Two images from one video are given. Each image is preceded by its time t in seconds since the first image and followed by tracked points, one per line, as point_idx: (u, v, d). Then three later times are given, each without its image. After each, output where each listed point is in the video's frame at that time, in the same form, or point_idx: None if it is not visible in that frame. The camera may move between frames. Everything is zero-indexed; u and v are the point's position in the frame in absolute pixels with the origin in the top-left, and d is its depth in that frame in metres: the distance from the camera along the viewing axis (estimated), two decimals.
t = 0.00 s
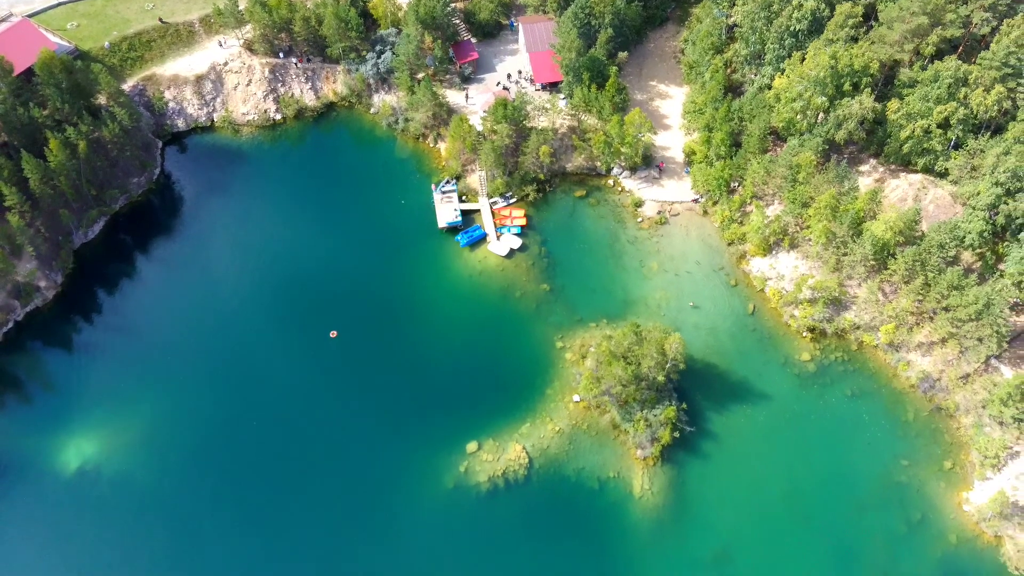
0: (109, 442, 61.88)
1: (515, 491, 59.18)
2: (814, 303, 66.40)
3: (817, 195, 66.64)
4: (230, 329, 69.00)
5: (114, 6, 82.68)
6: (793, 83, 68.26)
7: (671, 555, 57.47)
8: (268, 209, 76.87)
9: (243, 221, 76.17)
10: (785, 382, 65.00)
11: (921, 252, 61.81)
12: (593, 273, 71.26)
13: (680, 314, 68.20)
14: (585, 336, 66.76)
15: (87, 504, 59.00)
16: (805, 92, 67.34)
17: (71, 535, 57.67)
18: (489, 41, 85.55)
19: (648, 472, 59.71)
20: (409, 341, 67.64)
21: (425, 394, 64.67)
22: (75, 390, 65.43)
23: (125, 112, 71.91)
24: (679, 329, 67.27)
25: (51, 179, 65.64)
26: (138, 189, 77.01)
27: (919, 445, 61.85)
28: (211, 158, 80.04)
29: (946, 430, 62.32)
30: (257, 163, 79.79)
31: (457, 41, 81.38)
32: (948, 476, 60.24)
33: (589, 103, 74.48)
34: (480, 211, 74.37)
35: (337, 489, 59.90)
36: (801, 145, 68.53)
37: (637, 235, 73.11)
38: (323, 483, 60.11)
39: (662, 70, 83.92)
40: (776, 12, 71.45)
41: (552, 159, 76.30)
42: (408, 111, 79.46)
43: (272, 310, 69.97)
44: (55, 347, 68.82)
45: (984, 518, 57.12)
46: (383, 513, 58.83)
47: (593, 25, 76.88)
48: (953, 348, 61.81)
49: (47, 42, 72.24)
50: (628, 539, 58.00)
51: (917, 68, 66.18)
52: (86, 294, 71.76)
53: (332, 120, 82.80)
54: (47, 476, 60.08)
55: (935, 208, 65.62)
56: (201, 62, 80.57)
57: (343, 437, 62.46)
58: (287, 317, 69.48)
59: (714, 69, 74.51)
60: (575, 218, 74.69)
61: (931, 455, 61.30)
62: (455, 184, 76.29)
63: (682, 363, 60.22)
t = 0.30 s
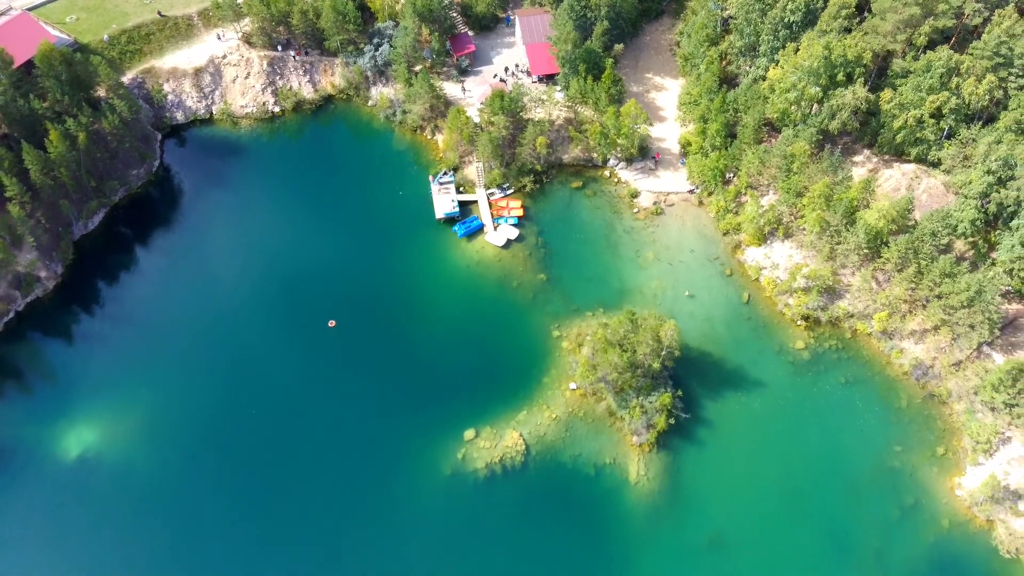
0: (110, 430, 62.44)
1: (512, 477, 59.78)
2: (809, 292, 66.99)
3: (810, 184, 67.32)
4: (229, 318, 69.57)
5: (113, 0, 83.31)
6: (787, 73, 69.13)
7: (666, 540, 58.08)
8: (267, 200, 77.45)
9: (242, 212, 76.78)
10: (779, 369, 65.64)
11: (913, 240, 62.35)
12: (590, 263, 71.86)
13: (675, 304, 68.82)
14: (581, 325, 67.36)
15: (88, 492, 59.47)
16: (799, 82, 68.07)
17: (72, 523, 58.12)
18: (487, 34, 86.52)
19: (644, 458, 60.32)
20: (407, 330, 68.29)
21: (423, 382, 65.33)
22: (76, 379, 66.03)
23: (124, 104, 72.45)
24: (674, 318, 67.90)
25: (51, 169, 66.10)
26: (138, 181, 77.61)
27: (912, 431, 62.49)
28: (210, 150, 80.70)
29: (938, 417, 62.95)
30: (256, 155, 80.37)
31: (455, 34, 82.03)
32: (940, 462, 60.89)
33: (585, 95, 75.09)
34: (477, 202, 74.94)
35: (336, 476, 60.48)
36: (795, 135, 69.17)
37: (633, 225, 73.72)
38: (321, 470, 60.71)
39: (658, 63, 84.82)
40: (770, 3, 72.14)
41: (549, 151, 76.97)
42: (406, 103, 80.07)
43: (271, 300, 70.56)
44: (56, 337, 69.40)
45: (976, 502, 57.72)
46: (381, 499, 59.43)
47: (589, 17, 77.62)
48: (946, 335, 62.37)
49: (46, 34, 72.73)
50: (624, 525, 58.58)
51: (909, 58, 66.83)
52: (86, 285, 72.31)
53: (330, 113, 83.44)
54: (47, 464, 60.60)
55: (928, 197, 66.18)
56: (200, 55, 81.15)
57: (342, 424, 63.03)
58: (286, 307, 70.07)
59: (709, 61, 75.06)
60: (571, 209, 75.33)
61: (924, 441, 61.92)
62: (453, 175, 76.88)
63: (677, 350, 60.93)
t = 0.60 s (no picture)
0: (110, 418, 63.01)
1: (509, 463, 60.34)
2: (803, 281, 67.66)
3: (805, 173, 67.96)
4: (227, 308, 70.17)
5: None
6: (781, 64, 69.62)
7: (662, 525, 58.65)
8: (265, 192, 78.08)
9: (240, 204, 77.41)
10: (774, 357, 66.30)
11: (907, 229, 62.89)
12: (586, 253, 72.46)
13: (671, 293, 69.43)
14: (578, 315, 67.97)
15: (89, 480, 59.90)
16: (793, 73, 68.89)
17: (72, 509, 58.53)
18: (484, 28, 87.41)
19: (640, 445, 60.91)
20: (405, 320, 68.93)
21: (420, 370, 66.05)
22: (77, 368, 66.57)
23: (124, 96, 73.07)
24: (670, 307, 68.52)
25: (51, 161, 66.66)
26: (137, 173, 78.26)
27: (906, 418, 63.09)
28: (209, 143, 81.31)
29: (932, 404, 63.51)
30: (254, 147, 81.07)
31: (452, 27, 82.58)
32: (934, 448, 61.47)
33: (581, 87, 75.84)
34: (475, 193, 75.62)
35: (335, 464, 61.01)
36: (789, 126, 69.88)
37: (629, 216, 74.34)
38: (320, 458, 61.23)
39: (654, 56, 85.69)
40: None
41: (546, 142, 77.80)
42: (403, 96, 80.73)
43: (269, 290, 71.16)
44: (57, 327, 70.01)
45: (969, 487, 58.34)
46: (380, 486, 59.98)
47: (585, 10, 78.36)
48: (939, 322, 62.96)
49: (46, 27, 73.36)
50: (620, 511, 59.16)
51: (902, 49, 67.51)
52: (86, 276, 72.94)
53: (328, 106, 84.17)
54: (48, 451, 61.14)
55: (921, 186, 66.84)
56: (199, 48, 81.80)
57: (340, 412, 63.60)
58: (284, 296, 70.71)
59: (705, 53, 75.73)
60: (568, 200, 76.03)
61: (918, 428, 62.54)
62: (450, 167, 77.58)
63: (673, 338, 61.60)
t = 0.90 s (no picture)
0: (110, 407, 63.54)
1: (506, 450, 60.92)
2: (797, 270, 68.29)
3: (799, 163, 68.57)
4: (226, 298, 70.69)
5: None
6: (776, 55, 70.27)
7: (658, 510, 59.24)
8: (263, 184, 78.63)
9: (239, 196, 77.95)
10: (769, 345, 66.91)
11: (900, 217, 63.54)
12: (582, 243, 73.06)
13: (667, 282, 70.01)
14: (574, 304, 68.54)
15: (90, 467, 60.47)
16: (788, 64, 69.25)
17: (73, 496, 59.07)
18: (481, 21, 88.23)
19: (636, 431, 61.50)
20: (403, 310, 69.57)
21: (418, 359, 66.71)
22: (77, 357, 67.17)
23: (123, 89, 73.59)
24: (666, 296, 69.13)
25: (52, 153, 67.18)
26: (136, 165, 78.79)
27: (899, 405, 63.72)
28: (208, 136, 81.85)
29: (925, 390, 64.16)
30: (253, 140, 81.71)
31: (449, 20, 83.39)
32: (927, 434, 62.12)
33: (578, 78, 76.55)
34: (472, 184, 76.23)
35: (333, 451, 61.60)
36: (783, 117, 70.56)
37: (625, 207, 74.98)
38: (319, 445, 61.85)
39: (650, 49, 86.52)
40: None
41: (543, 134, 78.45)
42: (401, 89, 81.39)
43: (268, 280, 71.72)
44: (57, 317, 70.57)
45: (961, 472, 59.00)
46: (378, 472, 60.59)
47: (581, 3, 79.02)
48: (932, 310, 63.50)
49: (46, 20, 74.03)
50: (616, 496, 59.77)
51: (896, 40, 68.11)
52: (86, 267, 73.52)
53: (326, 99, 84.79)
54: (49, 440, 61.73)
55: (914, 176, 67.52)
56: (198, 42, 82.49)
57: (339, 400, 64.25)
58: (283, 286, 71.30)
59: (700, 45, 76.22)
60: (565, 191, 76.64)
61: (911, 414, 63.17)
62: (448, 158, 78.12)
63: (668, 325, 62.34)
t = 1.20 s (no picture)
0: (110, 396, 63.99)
1: (504, 437, 61.46)
2: (793, 260, 68.89)
3: (795, 154, 69.11)
4: (226, 289, 71.22)
5: None
6: (771, 47, 70.85)
7: (654, 497, 59.79)
8: (262, 176, 79.23)
9: (238, 188, 78.52)
10: (764, 334, 67.50)
11: (893, 207, 64.09)
12: (579, 234, 73.67)
13: (663, 273, 70.62)
14: (571, 294, 69.11)
15: (90, 454, 60.87)
16: (783, 55, 70.01)
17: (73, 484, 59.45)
18: (478, 15, 89.13)
19: (632, 419, 62.06)
20: (401, 300, 70.18)
21: (416, 348, 67.29)
22: (78, 347, 67.69)
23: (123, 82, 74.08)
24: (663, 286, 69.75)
25: (52, 145, 67.64)
26: (136, 157, 79.31)
27: (893, 392, 64.28)
28: (207, 129, 82.54)
29: (919, 378, 64.74)
30: (252, 133, 82.49)
31: (447, 14, 84.29)
32: (920, 422, 62.68)
33: (575, 71, 77.31)
34: (470, 176, 76.83)
35: (332, 440, 62.10)
36: (778, 108, 71.16)
37: (622, 198, 75.64)
38: (318, 433, 62.41)
39: (647, 42, 87.36)
40: None
41: (540, 126, 79.12)
42: (399, 81, 82.02)
43: (267, 271, 72.27)
44: (58, 308, 71.06)
45: (954, 458, 59.56)
46: (377, 459, 61.15)
47: None
48: (925, 299, 64.10)
49: (46, 14, 74.72)
50: (613, 483, 60.30)
51: (889, 31, 68.84)
52: (86, 258, 74.03)
53: (325, 92, 85.66)
54: (50, 429, 62.15)
55: (909, 166, 68.07)
56: (197, 35, 83.16)
57: (337, 389, 64.82)
58: (282, 276, 71.88)
59: (695, 37, 76.87)
60: (562, 183, 77.28)
61: (905, 402, 63.74)
62: (446, 150, 78.61)
63: (663, 313, 63.00)
